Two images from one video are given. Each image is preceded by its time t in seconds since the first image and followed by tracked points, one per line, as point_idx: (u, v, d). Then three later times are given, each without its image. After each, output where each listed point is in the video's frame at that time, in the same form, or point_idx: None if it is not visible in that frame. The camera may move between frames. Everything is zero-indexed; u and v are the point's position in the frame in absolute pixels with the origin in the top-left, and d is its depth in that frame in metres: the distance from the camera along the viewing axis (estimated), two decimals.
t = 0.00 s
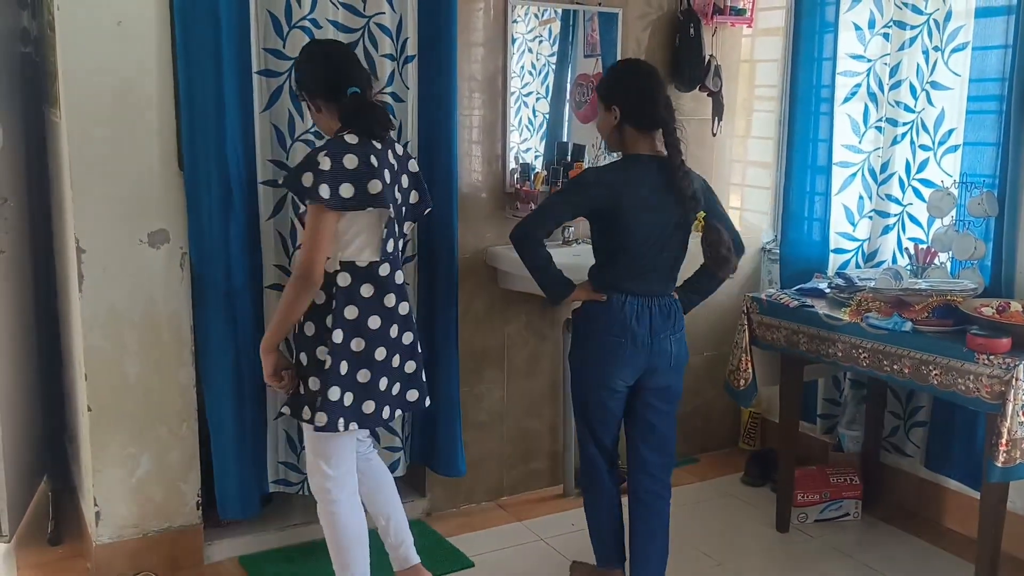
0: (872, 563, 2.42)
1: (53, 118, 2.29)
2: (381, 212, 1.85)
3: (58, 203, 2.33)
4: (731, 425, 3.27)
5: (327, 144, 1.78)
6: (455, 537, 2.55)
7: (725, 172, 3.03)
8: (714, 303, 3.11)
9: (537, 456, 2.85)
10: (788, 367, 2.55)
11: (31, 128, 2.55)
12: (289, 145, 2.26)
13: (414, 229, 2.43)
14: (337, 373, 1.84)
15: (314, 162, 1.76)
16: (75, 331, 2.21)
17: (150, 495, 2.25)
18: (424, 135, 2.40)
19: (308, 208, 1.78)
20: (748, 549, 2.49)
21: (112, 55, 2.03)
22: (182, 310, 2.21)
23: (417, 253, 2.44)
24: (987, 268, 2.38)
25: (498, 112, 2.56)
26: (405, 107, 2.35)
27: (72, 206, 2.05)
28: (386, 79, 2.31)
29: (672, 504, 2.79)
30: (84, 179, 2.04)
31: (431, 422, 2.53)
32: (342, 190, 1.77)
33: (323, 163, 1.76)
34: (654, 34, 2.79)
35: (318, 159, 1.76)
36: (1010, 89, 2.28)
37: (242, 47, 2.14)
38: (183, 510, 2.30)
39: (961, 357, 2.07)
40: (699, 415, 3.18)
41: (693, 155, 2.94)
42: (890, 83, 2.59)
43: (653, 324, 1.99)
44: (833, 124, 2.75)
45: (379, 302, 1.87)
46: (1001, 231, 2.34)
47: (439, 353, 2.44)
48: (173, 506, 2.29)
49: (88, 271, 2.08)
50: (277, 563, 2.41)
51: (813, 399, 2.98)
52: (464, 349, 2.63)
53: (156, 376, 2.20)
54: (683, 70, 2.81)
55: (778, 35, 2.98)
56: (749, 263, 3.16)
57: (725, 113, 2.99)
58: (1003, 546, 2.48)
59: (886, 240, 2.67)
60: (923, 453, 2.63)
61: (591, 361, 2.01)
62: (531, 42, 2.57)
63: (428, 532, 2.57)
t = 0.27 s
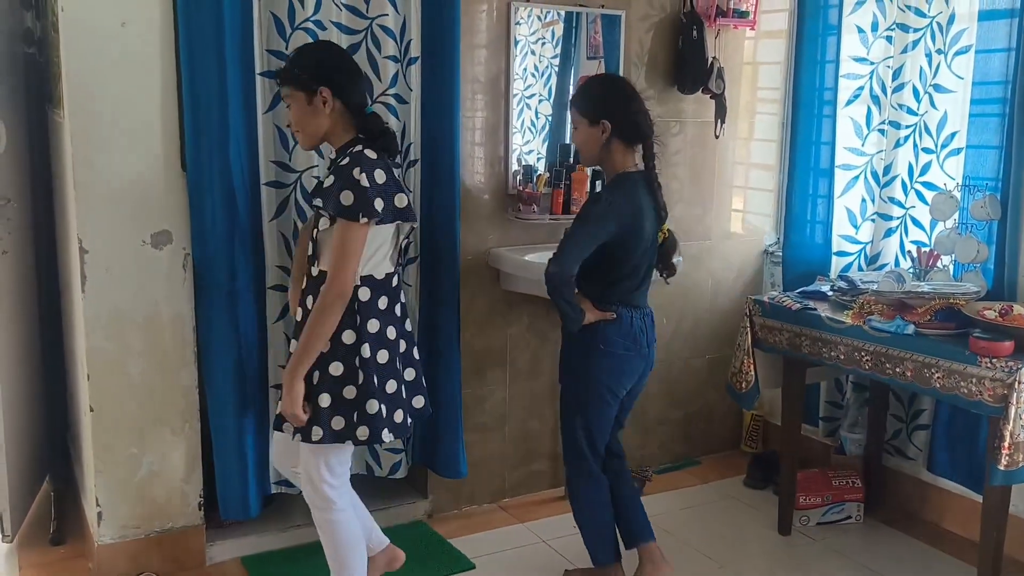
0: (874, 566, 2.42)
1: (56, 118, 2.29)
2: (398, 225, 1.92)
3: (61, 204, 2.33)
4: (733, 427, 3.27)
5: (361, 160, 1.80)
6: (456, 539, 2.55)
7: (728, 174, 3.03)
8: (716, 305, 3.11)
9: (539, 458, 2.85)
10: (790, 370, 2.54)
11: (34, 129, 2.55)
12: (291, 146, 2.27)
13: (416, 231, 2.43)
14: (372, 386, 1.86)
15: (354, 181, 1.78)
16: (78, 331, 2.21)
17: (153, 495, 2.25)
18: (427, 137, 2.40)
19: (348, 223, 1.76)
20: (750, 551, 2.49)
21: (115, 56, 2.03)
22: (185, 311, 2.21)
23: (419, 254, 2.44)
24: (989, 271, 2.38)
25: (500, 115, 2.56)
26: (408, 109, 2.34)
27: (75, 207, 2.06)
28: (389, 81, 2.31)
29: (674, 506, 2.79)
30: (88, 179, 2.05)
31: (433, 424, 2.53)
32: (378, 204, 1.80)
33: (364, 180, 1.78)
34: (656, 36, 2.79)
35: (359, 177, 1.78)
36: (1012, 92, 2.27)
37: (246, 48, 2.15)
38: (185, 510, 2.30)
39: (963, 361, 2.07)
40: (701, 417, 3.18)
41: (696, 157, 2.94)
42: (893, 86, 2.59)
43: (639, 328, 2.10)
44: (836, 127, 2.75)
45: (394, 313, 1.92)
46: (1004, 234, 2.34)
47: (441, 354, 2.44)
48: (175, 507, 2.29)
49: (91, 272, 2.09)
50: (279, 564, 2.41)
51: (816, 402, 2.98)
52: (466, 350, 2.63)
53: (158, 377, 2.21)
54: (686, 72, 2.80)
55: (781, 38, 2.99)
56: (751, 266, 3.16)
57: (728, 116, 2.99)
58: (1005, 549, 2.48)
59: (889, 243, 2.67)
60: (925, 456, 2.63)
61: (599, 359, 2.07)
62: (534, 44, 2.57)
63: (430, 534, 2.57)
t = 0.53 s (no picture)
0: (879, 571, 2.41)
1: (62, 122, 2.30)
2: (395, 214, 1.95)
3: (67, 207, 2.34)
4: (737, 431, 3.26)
5: (373, 150, 1.82)
6: (460, 543, 2.55)
7: (732, 178, 3.03)
8: (721, 309, 3.11)
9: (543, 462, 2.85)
10: (795, 374, 2.54)
11: (41, 133, 2.56)
12: (297, 151, 2.26)
13: (420, 236, 2.43)
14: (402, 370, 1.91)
15: (375, 169, 1.80)
16: (83, 335, 2.22)
17: (157, 499, 2.25)
18: (431, 141, 2.41)
19: (374, 211, 1.79)
20: (755, 556, 2.49)
21: (122, 60, 2.04)
22: (190, 314, 2.21)
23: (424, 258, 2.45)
24: (995, 275, 2.37)
25: (505, 119, 2.56)
26: (413, 113, 2.35)
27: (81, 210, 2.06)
28: (393, 85, 2.31)
29: (678, 511, 2.78)
30: (94, 183, 2.05)
31: (437, 427, 2.53)
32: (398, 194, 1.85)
33: (382, 169, 1.81)
34: (661, 40, 2.80)
35: (378, 167, 1.80)
36: (1018, 96, 2.27)
37: (251, 53, 2.16)
38: (189, 514, 2.31)
39: (969, 365, 2.06)
40: (705, 421, 3.18)
41: (700, 161, 2.94)
42: (897, 90, 2.59)
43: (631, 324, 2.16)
44: (841, 131, 2.75)
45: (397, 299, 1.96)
46: (1009, 238, 2.33)
47: (445, 358, 2.45)
48: (179, 510, 2.29)
49: (96, 275, 2.09)
50: (283, 568, 2.41)
51: (820, 406, 2.98)
52: (471, 354, 2.63)
53: (162, 381, 2.21)
54: (690, 76, 2.80)
55: (786, 42, 2.98)
56: (756, 270, 3.16)
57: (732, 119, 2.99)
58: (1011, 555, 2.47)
59: (894, 247, 2.66)
60: (930, 461, 2.63)
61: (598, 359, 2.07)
62: (539, 48, 2.57)
63: (434, 538, 2.57)
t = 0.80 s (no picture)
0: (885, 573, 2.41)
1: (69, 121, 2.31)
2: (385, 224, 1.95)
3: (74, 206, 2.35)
4: (743, 433, 3.26)
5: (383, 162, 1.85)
6: (464, 543, 2.55)
7: (738, 179, 3.03)
8: (727, 310, 3.10)
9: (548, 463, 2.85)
10: (801, 375, 2.53)
11: (48, 131, 2.57)
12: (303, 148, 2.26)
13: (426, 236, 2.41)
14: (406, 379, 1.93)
15: (395, 189, 1.82)
16: (89, 334, 2.22)
17: (162, 498, 2.26)
18: (438, 141, 2.41)
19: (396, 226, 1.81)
20: (760, 558, 2.48)
21: (129, 59, 2.04)
22: (196, 313, 2.22)
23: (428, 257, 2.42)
24: (1002, 277, 2.36)
25: (511, 119, 2.56)
26: (419, 113, 2.34)
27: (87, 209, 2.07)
28: (399, 86, 2.31)
29: (683, 512, 2.78)
30: (100, 183, 2.06)
31: (442, 427, 2.53)
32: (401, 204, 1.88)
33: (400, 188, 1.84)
34: (667, 41, 2.80)
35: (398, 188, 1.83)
36: None
37: (259, 53, 2.17)
38: (194, 513, 2.31)
39: (975, 367, 2.06)
40: (711, 423, 3.17)
41: (706, 162, 2.94)
42: (904, 91, 2.59)
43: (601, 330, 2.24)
44: (847, 132, 2.74)
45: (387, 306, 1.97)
46: (1016, 239, 2.32)
47: (451, 358, 2.45)
48: (184, 509, 2.29)
49: (102, 274, 2.10)
50: (289, 568, 2.41)
51: (826, 407, 2.97)
52: (476, 355, 2.63)
53: (169, 380, 2.21)
54: (696, 76, 2.80)
55: (792, 42, 3.00)
56: (762, 270, 3.15)
57: (739, 120, 2.98)
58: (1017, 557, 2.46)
59: (900, 248, 2.66)
60: (936, 462, 2.62)
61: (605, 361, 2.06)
62: (544, 48, 2.57)
63: (439, 538, 2.57)
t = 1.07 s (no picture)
0: None
1: (82, 124, 2.32)
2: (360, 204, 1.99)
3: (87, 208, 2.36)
4: (753, 436, 3.25)
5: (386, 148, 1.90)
6: (473, 545, 2.55)
7: (749, 182, 3.02)
8: (737, 313, 3.10)
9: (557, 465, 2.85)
10: (811, 379, 2.52)
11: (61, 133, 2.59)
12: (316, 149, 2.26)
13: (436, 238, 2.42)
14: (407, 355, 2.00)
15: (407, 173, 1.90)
16: (101, 334, 2.24)
17: (173, 499, 2.27)
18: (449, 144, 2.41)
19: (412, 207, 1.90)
20: (770, 562, 2.48)
21: (143, 62, 2.06)
22: (207, 315, 2.23)
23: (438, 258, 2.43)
24: (1015, 281, 2.33)
25: (521, 122, 2.57)
26: (430, 116, 2.34)
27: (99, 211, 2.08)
28: (410, 88, 2.31)
29: (692, 515, 2.78)
30: (113, 184, 2.07)
31: (452, 430, 2.53)
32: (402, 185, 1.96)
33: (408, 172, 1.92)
34: (677, 44, 2.80)
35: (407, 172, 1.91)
36: None
37: (268, 49, 2.13)
38: (204, 514, 2.32)
39: (987, 371, 2.05)
40: (721, 426, 3.17)
41: (717, 165, 2.94)
42: (916, 95, 2.58)
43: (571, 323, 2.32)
44: (859, 136, 2.74)
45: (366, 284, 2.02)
46: None
47: (460, 360, 2.45)
48: (195, 510, 2.30)
49: (115, 276, 2.11)
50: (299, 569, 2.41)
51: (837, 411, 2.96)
52: (486, 357, 2.64)
53: (180, 381, 2.22)
54: (707, 79, 2.80)
55: (803, 45, 3.00)
56: (773, 274, 3.15)
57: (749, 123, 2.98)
58: None
59: (912, 252, 2.65)
60: (948, 467, 2.61)
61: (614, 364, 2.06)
62: (555, 51, 2.57)
63: (448, 540, 2.57)
